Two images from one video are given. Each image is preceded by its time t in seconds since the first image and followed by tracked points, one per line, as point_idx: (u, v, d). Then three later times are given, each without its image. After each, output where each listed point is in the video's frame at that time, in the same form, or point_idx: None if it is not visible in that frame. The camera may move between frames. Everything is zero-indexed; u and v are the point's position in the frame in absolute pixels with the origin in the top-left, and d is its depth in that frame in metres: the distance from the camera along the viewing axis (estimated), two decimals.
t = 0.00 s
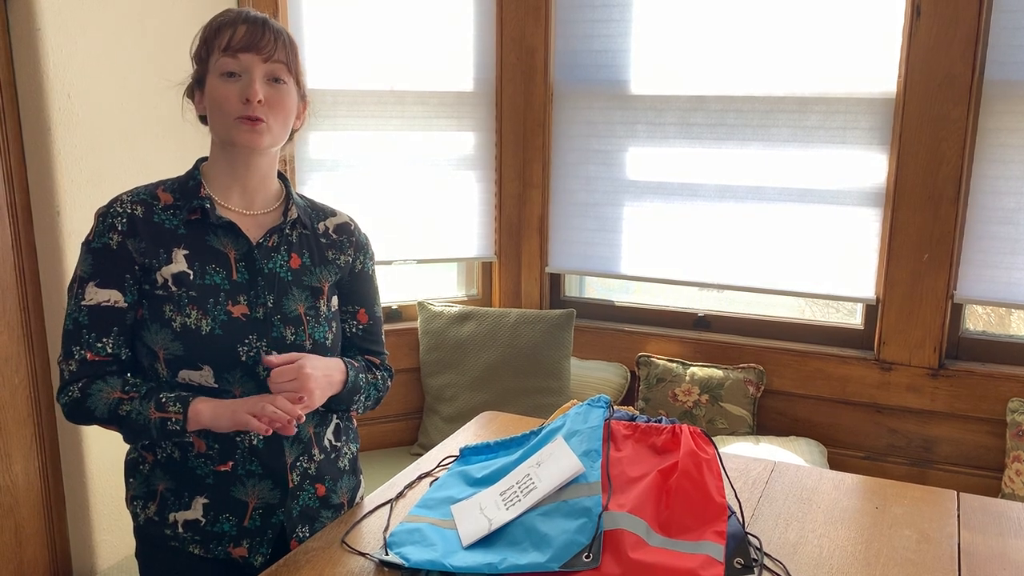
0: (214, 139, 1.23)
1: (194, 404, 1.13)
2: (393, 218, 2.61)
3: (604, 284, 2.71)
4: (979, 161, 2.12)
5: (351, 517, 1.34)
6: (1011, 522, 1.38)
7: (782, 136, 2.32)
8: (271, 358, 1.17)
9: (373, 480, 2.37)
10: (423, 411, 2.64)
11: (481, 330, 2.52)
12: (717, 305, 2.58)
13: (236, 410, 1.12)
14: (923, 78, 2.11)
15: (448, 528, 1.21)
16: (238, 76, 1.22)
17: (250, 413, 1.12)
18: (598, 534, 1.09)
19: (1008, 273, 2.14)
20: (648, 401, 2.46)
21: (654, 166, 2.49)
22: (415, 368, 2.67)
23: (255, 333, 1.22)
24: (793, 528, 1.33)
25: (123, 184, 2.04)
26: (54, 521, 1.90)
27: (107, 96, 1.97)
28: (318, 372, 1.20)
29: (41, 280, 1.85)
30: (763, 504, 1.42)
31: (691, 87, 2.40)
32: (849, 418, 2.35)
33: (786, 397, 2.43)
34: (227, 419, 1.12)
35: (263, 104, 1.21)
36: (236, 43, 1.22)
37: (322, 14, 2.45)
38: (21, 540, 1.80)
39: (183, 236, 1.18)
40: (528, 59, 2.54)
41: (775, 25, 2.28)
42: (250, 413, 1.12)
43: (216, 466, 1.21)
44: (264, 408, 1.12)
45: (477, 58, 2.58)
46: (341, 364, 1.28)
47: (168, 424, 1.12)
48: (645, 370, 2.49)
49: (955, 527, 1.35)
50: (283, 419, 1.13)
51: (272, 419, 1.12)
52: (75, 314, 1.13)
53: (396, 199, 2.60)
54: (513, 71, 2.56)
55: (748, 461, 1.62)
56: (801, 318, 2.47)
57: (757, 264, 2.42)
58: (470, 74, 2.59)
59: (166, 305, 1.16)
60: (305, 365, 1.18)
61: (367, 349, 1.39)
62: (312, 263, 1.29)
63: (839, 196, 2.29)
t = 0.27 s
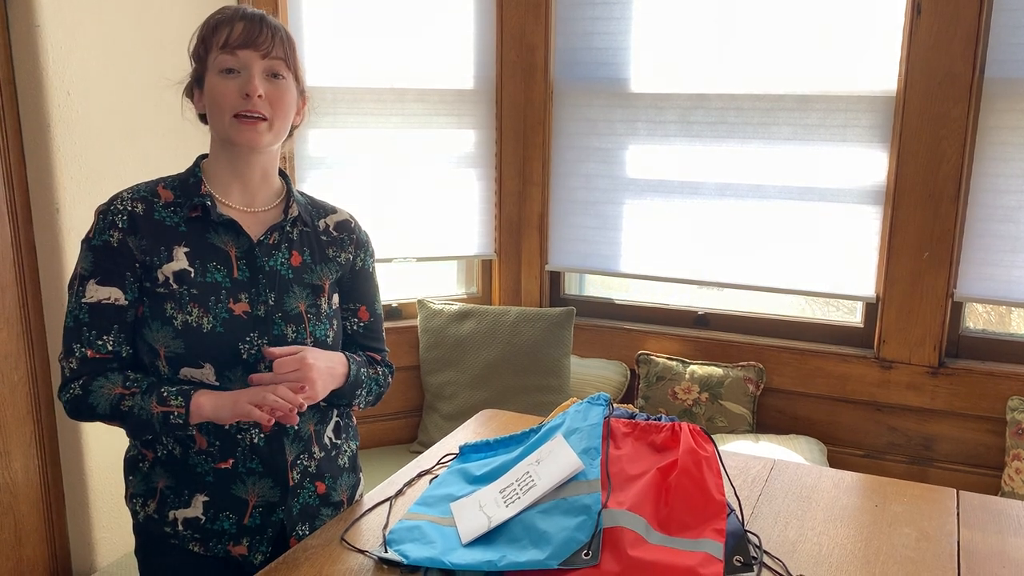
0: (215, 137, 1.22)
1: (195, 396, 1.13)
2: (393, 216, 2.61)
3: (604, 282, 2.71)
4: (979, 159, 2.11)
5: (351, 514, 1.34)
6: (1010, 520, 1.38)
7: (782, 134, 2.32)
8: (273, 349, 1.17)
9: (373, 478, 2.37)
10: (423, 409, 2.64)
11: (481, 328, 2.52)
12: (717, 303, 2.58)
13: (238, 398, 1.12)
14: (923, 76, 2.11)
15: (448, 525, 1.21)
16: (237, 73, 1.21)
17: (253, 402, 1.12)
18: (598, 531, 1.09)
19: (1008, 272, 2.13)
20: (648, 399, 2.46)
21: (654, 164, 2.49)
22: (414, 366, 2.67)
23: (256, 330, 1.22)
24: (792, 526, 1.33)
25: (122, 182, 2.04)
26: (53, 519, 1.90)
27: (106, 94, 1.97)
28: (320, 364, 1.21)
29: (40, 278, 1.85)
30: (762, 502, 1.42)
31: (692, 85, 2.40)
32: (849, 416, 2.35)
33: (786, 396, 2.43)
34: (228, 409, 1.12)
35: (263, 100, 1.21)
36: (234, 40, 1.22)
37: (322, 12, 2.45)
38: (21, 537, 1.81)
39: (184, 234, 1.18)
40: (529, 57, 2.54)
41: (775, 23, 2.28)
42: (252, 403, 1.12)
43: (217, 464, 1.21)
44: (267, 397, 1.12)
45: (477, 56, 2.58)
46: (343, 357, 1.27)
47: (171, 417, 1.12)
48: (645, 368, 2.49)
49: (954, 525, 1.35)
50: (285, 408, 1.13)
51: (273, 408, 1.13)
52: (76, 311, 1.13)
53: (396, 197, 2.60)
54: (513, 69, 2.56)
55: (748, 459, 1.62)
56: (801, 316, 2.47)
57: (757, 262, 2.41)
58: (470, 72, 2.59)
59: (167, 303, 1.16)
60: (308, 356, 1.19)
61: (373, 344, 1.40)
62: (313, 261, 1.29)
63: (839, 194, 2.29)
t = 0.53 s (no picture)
0: (227, 140, 1.21)
1: (191, 378, 1.12)
2: (393, 214, 2.61)
3: (604, 281, 2.71)
4: (979, 158, 2.12)
5: (351, 511, 1.34)
6: (1010, 518, 1.38)
7: (782, 132, 2.32)
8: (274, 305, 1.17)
9: (373, 475, 2.37)
10: (423, 406, 2.64)
11: (482, 326, 2.52)
12: (717, 302, 2.58)
13: (229, 363, 1.11)
14: (924, 74, 2.11)
15: (448, 523, 1.22)
16: (245, 73, 1.21)
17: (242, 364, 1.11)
18: (598, 529, 1.09)
19: (1008, 270, 2.14)
20: (648, 397, 2.46)
21: (655, 162, 2.49)
22: (414, 364, 2.67)
23: (260, 327, 1.22)
24: (792, 524, 1.34)
25: (122, 179, 2.04)
26: (54, 516, 1.90)
27: (107, 91, 1.97)
28: (318, 330, 1.19)
29: (41, 275, 1.85)
30: (762, 500, 1.43)
31: (692, 83, 2.40)
32: (849, 414, 2.35)
33: (785, 394, 2.43)
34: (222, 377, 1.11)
35: (278, 98, 1.21)
36: (236, 41, 1.22)
37: (322, 10, 2.45)
38: (22, 534, 1.81)
39: (187, 231, 1.18)
40: (529, 55, 2.54)
41: (775, 21, 2.28)
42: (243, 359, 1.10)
43: (217, 460, 1.21)
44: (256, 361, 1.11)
45: (477, 54, 2.58)
46: (346, 334, 1.26)
47: (168, 401, 1.12)
48: (645, 366, 2.49)
49: (954, 523, 1.35)
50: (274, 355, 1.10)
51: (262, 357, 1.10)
52: (77, 306, 1.13)
53: (396, 195, 2.60)
54: (513, 67, 2.56)
55: (747, 457, 1.63)
56: (801, 314, 2.47)
57: (757, 260, 2.42)
58: (470, 70, 2.59)
59: (171, 299, 1.16)
60: (305, 320, 1.17)
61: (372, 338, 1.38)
62: (316, 259, 1.29)
63: (840, 193, 2.29)
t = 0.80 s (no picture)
0: (223, 143, 1.22)
1: (189, 390, 1.12)
2: (392, 213, 2.61)
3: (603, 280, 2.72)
4: (978, 157, 2.12)
5: (350, 511, 1.35)
6: (1009, 517, 1.38)
7: (781, 131, 2.32)
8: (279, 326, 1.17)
9: (372, 475, 2.37)
10: (422, 406, 2.64)
11: (481, 325, 2.52)
12: (716, 301, 2.58)
13: (231, 385, 1.10)
14: (922, 73, 2.11)
15: (447, 522, 1.22)
16: (239, 78, 1.21)
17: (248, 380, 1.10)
18: (597, 528, 1.09)
19: (1007, 269, 2.14)
20: (647, 396, 2.47)
21: (654, 161, 2.49)
22: (414, 363, 2.67)
23: (259, 327, 1.22)
24: (791, 523, 1.34)
25: (121, 179, 2.04)
26: (53, 515, 1.90)
27: (106, 91, 1.97)
28: (320, 343, 1.18)
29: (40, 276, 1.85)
30: (761, 499, 1.43)
31: (691, 83, 2.40)
32: (848, 413, 2.36)
33: (784, 393, 2.43)
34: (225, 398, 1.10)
35: (273, 101, 1.21)
36: (228, 45, 1.21)
37: (321, 9, 2.45)
38: (21, 533, 1.81)
39: (186, 231, 1.18)
40: (528, 55, 2.55)
41: (774, 21, 2.28)
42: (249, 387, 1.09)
43: (217, 461, 1.21)
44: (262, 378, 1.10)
45: (476, 53, 2.58)
46: (354, 340, 1.26)
47: (167, 412, 1.12)
48: (644, 366, 2.49)
49: (953, 522, 1.35)
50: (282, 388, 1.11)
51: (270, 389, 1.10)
52: (77, 308, 1.13)
53: (395, 194, 2.60)
54: (512, 67, 2.57)
55: (746, 456, 1.63)
56: (800, 313, 2.47)
57: (756, 260, 2.42)
58: (469, 69, 2.58)
59: (170, 299, 1.17)
60: (306, 336, 1.16)
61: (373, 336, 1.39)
62: (315, 258, 1.29)
63: (839, 192, 2.29)
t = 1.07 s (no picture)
0: (213, 142, 1.22)
1: (172, 383, 1.11)
2: (390, 213, 2.61)
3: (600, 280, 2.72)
4: (975, 157, 2.12)
5: (347, 511, 1.34)
6: (1005, 517, 1.38)
7: (779, 132, 2.32)
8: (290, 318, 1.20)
9: (370, 476, 2.37)
10: (420, 406, 2.64)
11: (478, 326, 2.52)
12: (713, 301, 2.58)
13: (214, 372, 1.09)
14: (919, 74, 2.11)
15: (444, 523, 1.22)
16: (230, 78, 1.21)
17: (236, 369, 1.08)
18: (594, 529, 1.09)
19: (1004, 269, 2.14)
20: (645, 396, 2.47)
21: (651, 162, 2.49)
22: (411, 364, 2.67)
23: (255, 329, 1.22)
24: (788, 523, 1.34)
25: (119, 180, 2.04)
26: (51, 515, 1.90)
27: (103, 92, 1.97)
28: (334, 335, 1.22)
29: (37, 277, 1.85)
30: (758, 499, 1.43)
31: (689, 83, 2.40)
32: (845, 414, 2.36)
33: (782, 393, 2.43)
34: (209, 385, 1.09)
35: (263, 101, 1.21)
36: (219, 45, 1.21)
37: (319, 10, 2.45)
38: (18, 534, 1.81)
39: (181, 234, 1.18)
40: (525, 55, 2.55)
41: (771, 21, 2.28)
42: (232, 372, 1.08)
43: (213, 464, 1.21)
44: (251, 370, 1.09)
45: (474, 54, 2.58)
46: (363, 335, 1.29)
47: (153, 408, 1.11)
48: (642, 366, 2.49)
49: (950, 522, 1.35)
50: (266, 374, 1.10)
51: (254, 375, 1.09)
52: (73, 311, 1.13)
53: (392, 195, 2.60)
54: (509, 68, 2.57)
55: (744, 456, 1.63)
56: (798, 313, 2.47)
57: (753, 260, 2.42)
58: (467, 70, 2.59)
59: (166, 302, 1.17)
60: (320, 328, 1.20)
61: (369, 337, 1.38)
62: (310, 259, 1.29)
63: (836, 192, 2.29)
